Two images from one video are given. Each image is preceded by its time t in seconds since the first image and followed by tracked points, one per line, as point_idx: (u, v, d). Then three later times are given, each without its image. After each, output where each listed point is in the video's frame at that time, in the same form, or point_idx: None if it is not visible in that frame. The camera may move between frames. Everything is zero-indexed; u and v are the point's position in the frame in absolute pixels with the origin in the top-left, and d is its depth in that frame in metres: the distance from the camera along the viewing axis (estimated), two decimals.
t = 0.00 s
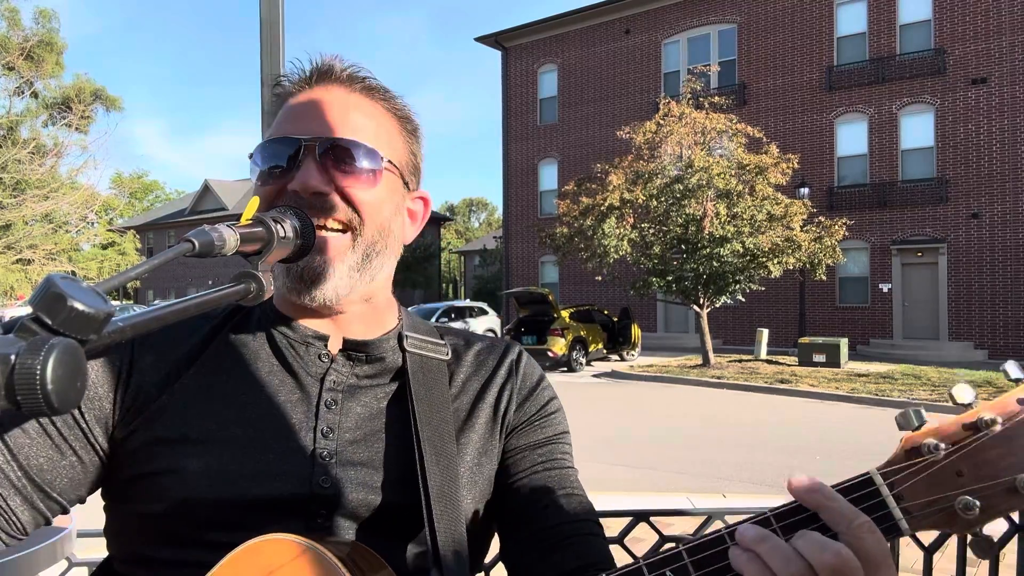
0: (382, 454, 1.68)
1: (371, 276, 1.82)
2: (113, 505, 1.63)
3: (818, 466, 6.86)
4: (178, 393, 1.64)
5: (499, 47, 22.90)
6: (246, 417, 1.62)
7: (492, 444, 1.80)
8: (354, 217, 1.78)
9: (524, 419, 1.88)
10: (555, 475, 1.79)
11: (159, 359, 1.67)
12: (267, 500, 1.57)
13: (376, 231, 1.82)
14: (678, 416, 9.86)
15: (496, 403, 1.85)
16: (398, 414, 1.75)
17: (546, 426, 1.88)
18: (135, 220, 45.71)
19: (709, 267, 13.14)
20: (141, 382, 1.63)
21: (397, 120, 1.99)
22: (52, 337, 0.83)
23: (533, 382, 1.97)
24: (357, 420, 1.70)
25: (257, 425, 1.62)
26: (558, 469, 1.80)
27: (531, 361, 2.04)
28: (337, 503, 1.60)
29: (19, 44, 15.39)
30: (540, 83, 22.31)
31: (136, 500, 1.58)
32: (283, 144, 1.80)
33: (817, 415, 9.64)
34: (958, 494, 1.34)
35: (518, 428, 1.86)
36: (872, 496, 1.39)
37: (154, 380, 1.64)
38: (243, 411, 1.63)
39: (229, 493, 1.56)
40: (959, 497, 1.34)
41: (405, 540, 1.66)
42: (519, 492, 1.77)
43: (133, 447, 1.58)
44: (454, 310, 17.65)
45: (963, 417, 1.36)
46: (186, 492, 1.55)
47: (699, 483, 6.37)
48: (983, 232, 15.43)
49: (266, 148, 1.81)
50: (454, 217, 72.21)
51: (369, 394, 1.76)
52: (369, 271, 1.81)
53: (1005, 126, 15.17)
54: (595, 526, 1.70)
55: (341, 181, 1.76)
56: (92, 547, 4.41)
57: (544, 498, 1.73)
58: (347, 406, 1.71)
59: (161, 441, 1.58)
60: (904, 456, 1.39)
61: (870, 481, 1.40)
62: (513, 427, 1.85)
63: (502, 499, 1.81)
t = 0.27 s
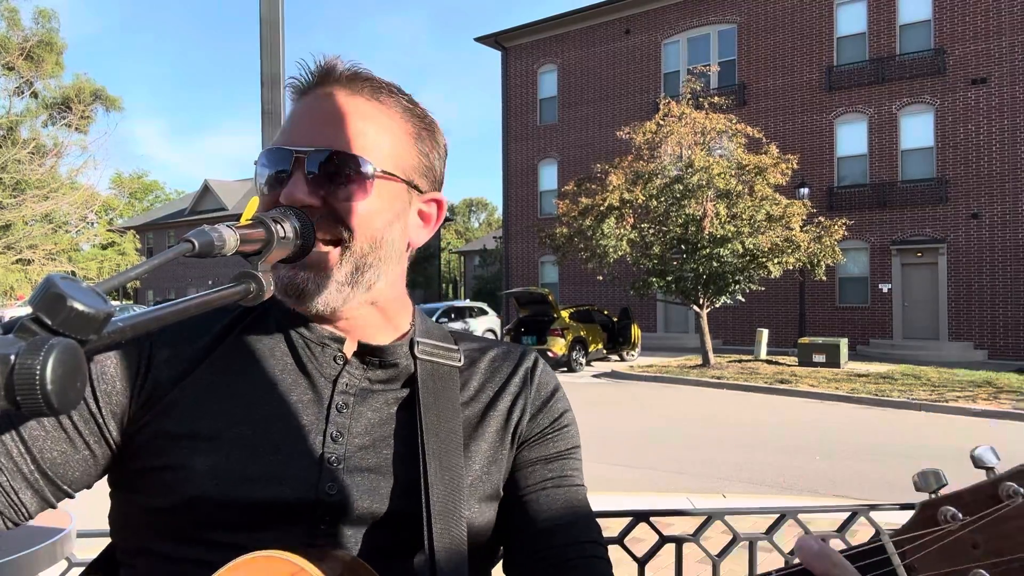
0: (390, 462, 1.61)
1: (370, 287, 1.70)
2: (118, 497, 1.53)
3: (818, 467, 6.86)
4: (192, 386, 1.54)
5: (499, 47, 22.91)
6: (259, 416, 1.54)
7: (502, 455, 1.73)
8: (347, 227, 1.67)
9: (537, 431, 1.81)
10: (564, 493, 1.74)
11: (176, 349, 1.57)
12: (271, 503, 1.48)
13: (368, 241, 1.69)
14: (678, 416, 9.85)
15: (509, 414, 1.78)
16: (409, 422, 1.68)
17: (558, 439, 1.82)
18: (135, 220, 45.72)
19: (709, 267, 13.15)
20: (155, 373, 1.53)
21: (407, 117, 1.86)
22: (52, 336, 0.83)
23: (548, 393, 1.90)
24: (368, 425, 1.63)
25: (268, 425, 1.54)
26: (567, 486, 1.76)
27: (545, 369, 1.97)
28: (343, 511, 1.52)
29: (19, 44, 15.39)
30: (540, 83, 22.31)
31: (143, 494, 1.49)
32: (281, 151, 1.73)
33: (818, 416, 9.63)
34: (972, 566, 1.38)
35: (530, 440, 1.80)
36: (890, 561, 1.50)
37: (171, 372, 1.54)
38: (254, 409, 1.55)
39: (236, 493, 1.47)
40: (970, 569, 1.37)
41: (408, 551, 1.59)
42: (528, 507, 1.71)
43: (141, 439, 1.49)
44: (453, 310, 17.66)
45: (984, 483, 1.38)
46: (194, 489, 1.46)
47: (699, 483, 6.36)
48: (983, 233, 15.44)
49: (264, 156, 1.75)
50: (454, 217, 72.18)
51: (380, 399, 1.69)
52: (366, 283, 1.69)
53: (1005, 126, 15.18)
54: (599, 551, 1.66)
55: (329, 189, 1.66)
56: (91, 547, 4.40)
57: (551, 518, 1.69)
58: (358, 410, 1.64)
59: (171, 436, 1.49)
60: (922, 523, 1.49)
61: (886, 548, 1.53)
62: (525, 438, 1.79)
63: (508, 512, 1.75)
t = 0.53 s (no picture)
0: (403, 464, 1.54)
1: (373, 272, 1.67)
2: (135, 497, 1.48)
3: (819, 468, 6.85)
4: (204, 381, 1.48)
5: (498, 47, 22.92)
6: (270, 416, 1.47)
7: (515, 456, 1.65)
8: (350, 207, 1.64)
9: (551, 431, 1.73)
10: (578, 496, 1.69)
11: (185, 345, 1.51)
12: (282, 508, 1.41)
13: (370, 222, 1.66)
14: (679, 416, 9.84)
15: (523, 412, 1.70)
16: (421, 422, 1.60)
17: (571, 439, 1.75)
18: (135, 220, 45.74)
19: (709, 267, 13.15)
20: (167, 369, 1.47)
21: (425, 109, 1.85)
22: (52, 337, 0.83)
23: (562, 389, 1.82)
24: (378, 425, 1.55)
25: (277, 425, 1.47)
26: (580, 488, 1.70)
27: (557, 363, 1.90)
28: (354, 517, 1.45)
29: (19, 44, 15.39)
30: (539, 83, 22.31)
31: (158, 495, 1.43)
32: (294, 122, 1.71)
33: (818, 416, 9.62)
34: None
35: (544, 439, 1.72)
36: None
37: (181, 369, 1.48)
38: (268, 408, 1.48)
39: (247, 496, 1.41)
40: None
41: (421, 561, 1.50)
42: (541, 510, 1.66)
43: (155, 439, 1.43)
44: (453, 310, 17.66)
45: None
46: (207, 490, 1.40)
47: (700, 484, 6.35)
48: (983, 233, 15.44)
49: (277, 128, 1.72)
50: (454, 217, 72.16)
51: (391, 396, 1.60)
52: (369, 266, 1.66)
53: (1005, 127, 15.19)
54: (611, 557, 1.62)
55: (336, 164, 1.63)
56: (91, 548, 4.39)
57: (564, 521, 1.64)
58: (368, 408, 1.56)
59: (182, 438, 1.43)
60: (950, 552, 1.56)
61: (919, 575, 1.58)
62: (538, 438, 1.71)
63: (521, 514, 1.68)
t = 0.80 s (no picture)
0: (415, 450, 1.58)
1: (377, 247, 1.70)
2: (150, 500, 1.52)
3: (819, 467, 6.85)
4: (211, 382, 1.52)
5: (498, 47, 22.91)
6: (280, 411, 1.51)
7: (527, 436, 1.70)
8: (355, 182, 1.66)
9: (562, 410, 1.78)
10: (594, 474, 1.73)
11: (188, 349, 1.55)
12: (300, 500, 1.46)
13: (372, 196, 1.68)
14: (679, 416, 9.84)
15: (532, 391, 1.75)
16: (434, 405, 1.66)
17: (582, 416, 1.80)
18: (135, 220, 45.72)
19: (709, 267, 13.15)
20: (172, 373, 1.51)
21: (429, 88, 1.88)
22: (51, 337, 0.83)
23: (569, 368, 1.87)
24: (390, 410, 1.60)
25: (288, 419, 1.51)
26: (595, 465, 1.75)
27: (564, 342, 1.95)
28: (371, 504, 1.49)
29: (19, 44, 15.37)
30: (539, 83, 22.30)
31: (173, 497, 1.47)
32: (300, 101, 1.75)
33: (818, 416, 9.63)
34: None
35: (555, 418, 1.78)
36: None
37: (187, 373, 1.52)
38: (274, 406, 1.52)
39: (264, 492, 1.44)
40: None
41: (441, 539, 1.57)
42: (558, 489, 1.71)
43: (166, 443, 1.47)
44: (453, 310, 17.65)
45: None
46: (220, 491, 1.44)
47: (700, 484, 6.36)
48: (982, 232, 15.43)
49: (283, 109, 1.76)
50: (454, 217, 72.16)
51: (401, 381, 1.66)
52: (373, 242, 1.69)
53: (1005, 126, 15.18)
54: (629, 527, 1.68)
55: (341, 140, 1.66)
56: (93, 547, 4.40)
57: (584, 498, 1.69)
58: (379, 395, 1.61)
59: (192, 440, 1.46)
60: (966, 523, 1.52)
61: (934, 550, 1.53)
62: (549, 417, 1.76)
63: (538, 493, 1.74)
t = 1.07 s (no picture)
0: (425, 457, 1.60)
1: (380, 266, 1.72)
2: (174, 513, 1.58)
3: (820, 467, 6.86)
4: (221, 397, 1.58)
5: (498, 47, 22.90)
6: (288, 424, 1.56)
7: (535, 438, 1.71)
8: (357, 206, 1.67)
9: (570, 410, 1.78)
10: (601, 472, 1.73)
11: (196, 369, 1.61)
12: (315, 511, 1.49)
13: (373, 211, 1.69)
14: (679, 416, 9.85)
15: (538, 393, 1.75)
16: (441, 410, 1.66)
17: (589, 416, 1.80)
18: (135, 220, 45.71)
19: (709, 267, 13.16)
20: (185, 391, 1.58)
21: (428, 97, 1.86)
22: (52, 337, 0.83)
23: (574, 368, 1.87)
24: (398, 418, 1.62)
25: (298, 433, 1.55)
26: (604, 463, 1.75)
27: (570, 341, 1.95)
28: (385, 510, 1.52)
29: (19, 44, 15.36)
30: (539, 83, 22.30)
31: (195, 510, 1.53)
32: (300, 116, 1.76)
33: (818, 416, 9.64)
34: None
35: (563, 418, 1.78)
36: None
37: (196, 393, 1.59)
38: (284, 418, 1.56)
39: (280, 502, 1.49)
40: None
41: (455, 541, 1.59)
42: (569, 488, 1.72)
43: (184, 457, 1.55)
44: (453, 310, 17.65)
45: None
46: (236, 501, 1.49)
47: (701, 484, 6.36)
48: (982, 232, 15.44)
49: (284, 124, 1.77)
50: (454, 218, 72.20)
51: (409, 390, 1.67)
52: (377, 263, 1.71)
53: (1005, 126, 15.18)
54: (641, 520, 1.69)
55: (342, 155, 1.67)
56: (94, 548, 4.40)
57: (593, 495, 1.69)
58: (387, 404, 1.63)
59: (204, 455, 1.53)
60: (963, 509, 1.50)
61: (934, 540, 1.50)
62: (557, 418, 1.76)
63: (548, 493, 1.76)
